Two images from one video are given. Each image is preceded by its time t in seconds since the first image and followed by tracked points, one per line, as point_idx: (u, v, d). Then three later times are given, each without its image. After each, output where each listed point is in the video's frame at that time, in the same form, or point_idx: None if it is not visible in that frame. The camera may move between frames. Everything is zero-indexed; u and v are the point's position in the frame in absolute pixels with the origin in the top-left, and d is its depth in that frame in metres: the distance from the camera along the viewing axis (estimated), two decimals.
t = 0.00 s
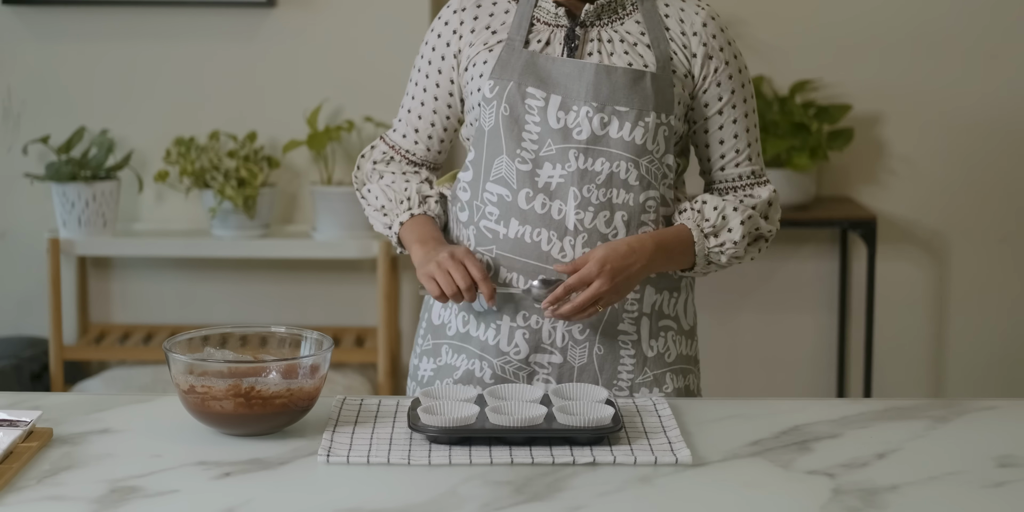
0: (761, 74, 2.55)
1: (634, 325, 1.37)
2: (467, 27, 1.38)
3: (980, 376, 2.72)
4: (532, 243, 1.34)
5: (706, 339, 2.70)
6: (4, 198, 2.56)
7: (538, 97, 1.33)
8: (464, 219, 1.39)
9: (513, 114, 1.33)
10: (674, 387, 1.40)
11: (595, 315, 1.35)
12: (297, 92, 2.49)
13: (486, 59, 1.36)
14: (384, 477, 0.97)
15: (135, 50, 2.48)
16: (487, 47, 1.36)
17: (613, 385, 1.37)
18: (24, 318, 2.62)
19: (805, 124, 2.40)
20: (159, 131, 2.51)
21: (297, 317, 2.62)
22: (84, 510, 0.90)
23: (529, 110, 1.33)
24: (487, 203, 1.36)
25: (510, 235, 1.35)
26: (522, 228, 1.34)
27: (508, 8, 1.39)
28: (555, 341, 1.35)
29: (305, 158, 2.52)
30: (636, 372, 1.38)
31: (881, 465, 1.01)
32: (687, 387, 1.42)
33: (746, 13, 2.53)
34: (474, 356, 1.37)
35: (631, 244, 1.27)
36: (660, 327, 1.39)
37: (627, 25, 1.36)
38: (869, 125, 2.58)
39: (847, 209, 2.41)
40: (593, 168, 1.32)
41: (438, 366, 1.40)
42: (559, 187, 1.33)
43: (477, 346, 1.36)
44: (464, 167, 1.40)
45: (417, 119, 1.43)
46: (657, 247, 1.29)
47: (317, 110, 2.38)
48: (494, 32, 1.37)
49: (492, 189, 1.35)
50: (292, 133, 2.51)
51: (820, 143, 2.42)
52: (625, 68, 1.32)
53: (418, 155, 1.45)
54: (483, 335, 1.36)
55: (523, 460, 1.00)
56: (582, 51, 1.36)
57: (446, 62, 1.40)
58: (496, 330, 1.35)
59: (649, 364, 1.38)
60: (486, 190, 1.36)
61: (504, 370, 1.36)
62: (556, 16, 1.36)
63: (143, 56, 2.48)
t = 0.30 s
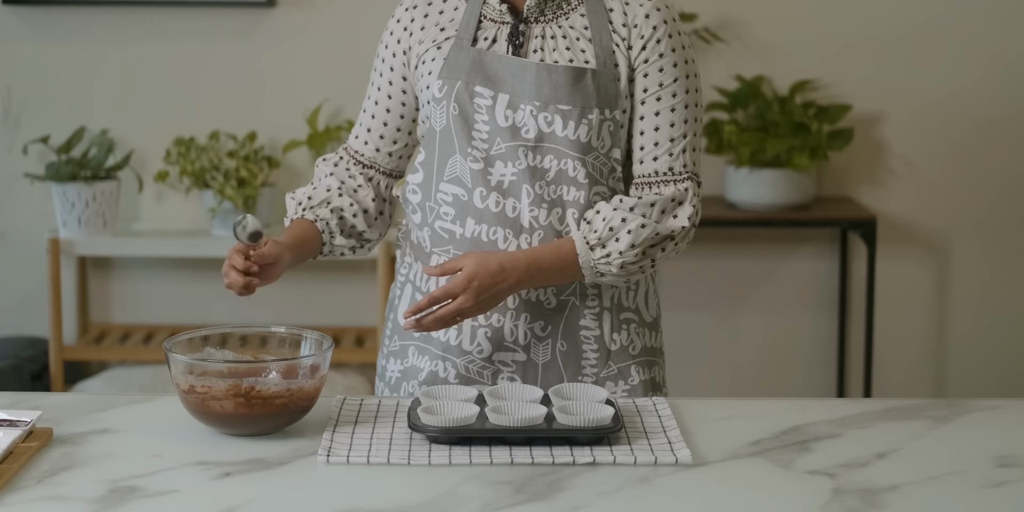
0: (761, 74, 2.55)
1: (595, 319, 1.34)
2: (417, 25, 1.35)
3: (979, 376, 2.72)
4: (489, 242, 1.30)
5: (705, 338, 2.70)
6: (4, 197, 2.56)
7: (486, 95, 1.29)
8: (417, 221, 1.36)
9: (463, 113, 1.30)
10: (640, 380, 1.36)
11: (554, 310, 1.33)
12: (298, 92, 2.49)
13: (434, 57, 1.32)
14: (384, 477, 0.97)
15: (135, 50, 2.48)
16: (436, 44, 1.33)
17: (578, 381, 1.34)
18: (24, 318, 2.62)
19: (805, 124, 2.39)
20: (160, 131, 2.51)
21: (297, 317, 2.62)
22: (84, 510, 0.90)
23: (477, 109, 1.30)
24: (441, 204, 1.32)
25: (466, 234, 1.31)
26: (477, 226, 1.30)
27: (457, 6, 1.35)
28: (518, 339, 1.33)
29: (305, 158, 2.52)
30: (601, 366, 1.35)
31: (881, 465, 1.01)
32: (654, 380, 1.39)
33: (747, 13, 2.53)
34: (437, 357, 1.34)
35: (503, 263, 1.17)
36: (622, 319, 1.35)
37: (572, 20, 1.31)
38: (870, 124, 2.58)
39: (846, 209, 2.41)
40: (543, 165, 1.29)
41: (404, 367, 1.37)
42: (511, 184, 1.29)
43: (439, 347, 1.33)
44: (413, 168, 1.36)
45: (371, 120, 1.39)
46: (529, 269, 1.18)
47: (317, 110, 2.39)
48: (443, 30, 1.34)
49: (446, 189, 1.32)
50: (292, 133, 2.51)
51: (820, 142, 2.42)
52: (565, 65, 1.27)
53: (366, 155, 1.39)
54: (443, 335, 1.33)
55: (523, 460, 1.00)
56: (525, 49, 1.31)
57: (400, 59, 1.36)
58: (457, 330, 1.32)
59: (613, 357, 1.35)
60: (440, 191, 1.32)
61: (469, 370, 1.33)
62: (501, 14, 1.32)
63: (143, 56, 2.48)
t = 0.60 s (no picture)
0: (761, 73, 2.55)
1: (553, 317, 1.33)
2: (362, 32, 1.34)
3: (978, 376, 2.72)
4: (444, 250, 1.29)
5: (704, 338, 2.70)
6: (3, 197, 2.56)
7: (431, 104, 1.27)
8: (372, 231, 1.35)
9: (408, 123, 1.28)
10: (602, 373, 1.36)
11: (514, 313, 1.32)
12: (298, 92, 2.49)
13: (380, 67, 1.31)
14: (384, 477, 0.97)
15: (135, 50, 2.48)
16: (382, 54, 1.31)
17: (543, 382, 1.34)
18: (24, 318, 2.62)
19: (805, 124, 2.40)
20: (160, 131, 2.51)
21: (298, 317, 2.62)
22: (84, 510, 0.90)
23: (423, 118, 1.28)
24: (394, 214, 1.31)
25: (421, 244, 1.30)
26: (432, 235, 1.30)
27: (401, 12, 1.34)
28: (480, 345, 1.33)
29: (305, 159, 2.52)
30: (564, 363, 1.34)
31: (881, 465, 1.01)
32: (617, 370, 1.39)
33: (747, 13, 2.53)
34: (402, 366, 1.33)
35: (414, 302, 1.13)
36: (581, 315, 1.34)
37: (511, 22, 1.30)
38: (871, 124, 2.58)
39: (846, 209, 2.41)
40: (491, 171, 1.28)
41: (371, 375, 1.36)
42: (461, 192, 1.28)
43: (401, 357, 1.33)
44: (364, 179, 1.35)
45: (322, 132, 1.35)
46: (441, 304, 1.14)
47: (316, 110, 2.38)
48: (387, 37, 1.33)
49: (398, 199, 1.31)
50: (292, 133, 2.52)
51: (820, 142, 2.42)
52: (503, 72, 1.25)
53: (316, 172, 1.35)
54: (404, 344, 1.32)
55: (523, 460, 1.00)
56: (466, 54, 1.30)
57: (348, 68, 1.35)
58: (419, 339, 1.32)
59: (575, 353, 1.35)
60: (392, 200, 1.31)
61: (434, 377, 1.33)
62: (444, 21, 1.31)
63: (144, 55, 2.48)
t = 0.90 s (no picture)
0: (761, 74, 2.55)
1: (540, 318, 1.33)
2: (340, 38, 1.32)
3: (978, 376, 2.72)
4: (430, 255, 1.29)
5: (703, 339, 2.70)
6: (3, 197, 2.56)
7: (413, 109, 1.27)
8: (353, 236, 1.34)
9: (390, 128, 1.27)
10: (587, 373, 1.37)
11: (502, 316, 1.32)
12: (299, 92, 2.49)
13: (359, 73, 1.29)
14: (384, 477, 0.97)
15: (134, 50, 2.48)
16: (360, 59, 1.30)
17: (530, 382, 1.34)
18: (25, 317, 2.62)
19: (805, 124, 2.40)
20: (160, 131, 2.51)
21: (298, 317, 2.62)
22: (84, 510, 0.90)
23: (405, 123, 1.27)
24: (379, 219, 1.31)
25: (407, 248, 1.30)
26: (417, 240, 1.29)
27: (378, 15, 1.32)
28: (468, 348, 1.32)
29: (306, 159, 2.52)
30: (550, 365, 1.35)
31: (881, 465, 1.01)
32: (600, 370, 1.40)
33: (746, 13, 2.53)
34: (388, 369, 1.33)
35: (414, 298, 1.14)
36: (567, 315, 1.35)
37: (490, 25, 1.28)
38: (871, 124, 2.58)
39: (846, 209, 2.41)
40: (475, 174, 1.28)
41: (355, 379, 1.35)
42: (446, 196, 1.28)
43: (388, 361, 1.32)
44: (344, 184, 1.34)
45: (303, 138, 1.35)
46: (441, 300, 1.16)
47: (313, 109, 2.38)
48: (365, 42, 1.31)
49: (382, 204, 1.30)
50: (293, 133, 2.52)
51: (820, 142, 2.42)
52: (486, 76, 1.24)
53: (304, 178, 1.35)
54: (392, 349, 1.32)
55: (523, 460, 1.00)
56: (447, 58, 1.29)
57: (326, 74, 1.33)
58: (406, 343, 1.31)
59: (561, 353, 1.35)
60: (376, 206, 1.31)
61: (421, 381, 1.32)
62: (422, 24, 1.29)
63: (144, 55, 2.48)
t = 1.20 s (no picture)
0: (761, 74, 2.55)
1: (547, 318, 1.33)
2: (344, 40, 1.32)
3: (977, 376, 2.72)
4: (438, 255, 1.28)
5: (703, 338, 2.70)
6: (4, 197, 2.56)
7: (422, 109, 1.27)
8: (360, 238, 1.34)
9: (400, 128, 1.28)
10: (592, 373, 1.37)
11: (509, 316, 1.32)
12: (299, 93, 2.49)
13: (367, 73, 1.29)
14: (384, 477, 0.97)
15: (134, 50, 2.48)
16: (367, 60, 1.30)
17: (537, 382, 1.34)
18: (25, 318, 2.62)
19: (805, 124, 2.40)
20: (160, 131, 2.51)
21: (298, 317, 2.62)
22: (84, 510, 0.90)
23: (415, 123, 1.27)
24: (387, 220, 1.30)
25: (415, 249, 1.29)
26: (425, 240, 1.29)
27: (383, 17, 1.32)
28: (475, 348, 1.31)
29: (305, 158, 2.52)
30: (557, 365, 1.35)
31: (881, 465, 1.01)
32: (604, 370, 1.40)
33: (746, 13, 2.53)
34: (394, 371, 1.32)
35: (452, 282, 1.15)
36: (573, 315, 1.35)
37: (499, 23, 1.29)
38: (871, 124, 2.58)
39: (846, 209, 2.41)
40: (485, 173, 1.27)
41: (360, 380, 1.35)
42: (455, 196, 1.28)
43: (395, 362, 1.31)
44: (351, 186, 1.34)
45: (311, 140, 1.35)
46: (479, 285, 1.16)
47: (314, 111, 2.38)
48: (371, 44, 1.31)
49: (390, 205, 1.30)
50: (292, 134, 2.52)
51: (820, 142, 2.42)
52: (498, 74, 1.25)
53: (316, 180, 1.35)
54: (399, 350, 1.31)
55: (523, 460, 1.00)
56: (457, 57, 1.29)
57: (331, 77, 1.33)
58: (413, 344, 1.30)
59: (567, 353, 1.35)
60: (383, 207, 1.30)
61: (427, 382, 1.31)
62: (429, 25, 1.30)
63: (145, 55, 2.48)
